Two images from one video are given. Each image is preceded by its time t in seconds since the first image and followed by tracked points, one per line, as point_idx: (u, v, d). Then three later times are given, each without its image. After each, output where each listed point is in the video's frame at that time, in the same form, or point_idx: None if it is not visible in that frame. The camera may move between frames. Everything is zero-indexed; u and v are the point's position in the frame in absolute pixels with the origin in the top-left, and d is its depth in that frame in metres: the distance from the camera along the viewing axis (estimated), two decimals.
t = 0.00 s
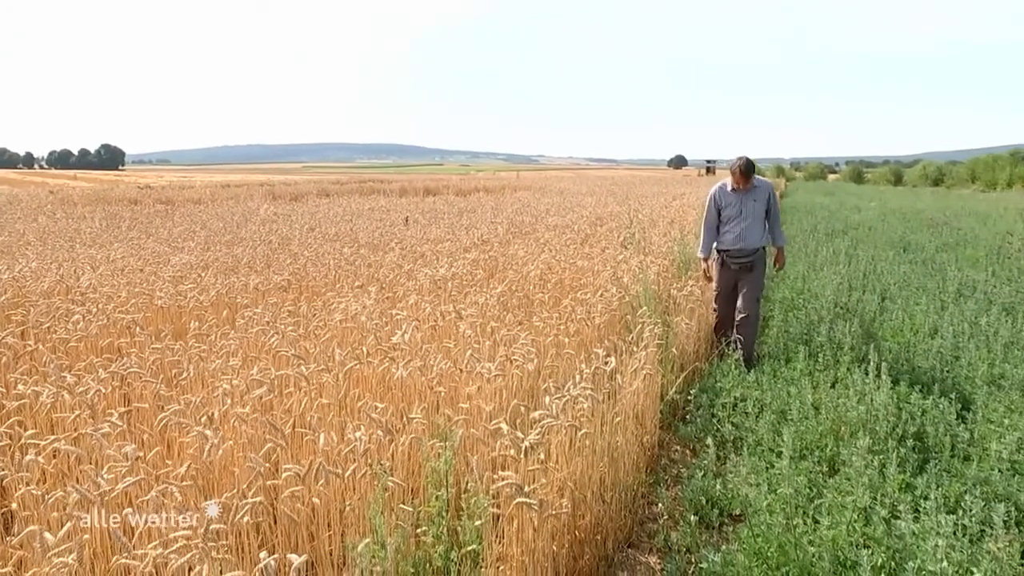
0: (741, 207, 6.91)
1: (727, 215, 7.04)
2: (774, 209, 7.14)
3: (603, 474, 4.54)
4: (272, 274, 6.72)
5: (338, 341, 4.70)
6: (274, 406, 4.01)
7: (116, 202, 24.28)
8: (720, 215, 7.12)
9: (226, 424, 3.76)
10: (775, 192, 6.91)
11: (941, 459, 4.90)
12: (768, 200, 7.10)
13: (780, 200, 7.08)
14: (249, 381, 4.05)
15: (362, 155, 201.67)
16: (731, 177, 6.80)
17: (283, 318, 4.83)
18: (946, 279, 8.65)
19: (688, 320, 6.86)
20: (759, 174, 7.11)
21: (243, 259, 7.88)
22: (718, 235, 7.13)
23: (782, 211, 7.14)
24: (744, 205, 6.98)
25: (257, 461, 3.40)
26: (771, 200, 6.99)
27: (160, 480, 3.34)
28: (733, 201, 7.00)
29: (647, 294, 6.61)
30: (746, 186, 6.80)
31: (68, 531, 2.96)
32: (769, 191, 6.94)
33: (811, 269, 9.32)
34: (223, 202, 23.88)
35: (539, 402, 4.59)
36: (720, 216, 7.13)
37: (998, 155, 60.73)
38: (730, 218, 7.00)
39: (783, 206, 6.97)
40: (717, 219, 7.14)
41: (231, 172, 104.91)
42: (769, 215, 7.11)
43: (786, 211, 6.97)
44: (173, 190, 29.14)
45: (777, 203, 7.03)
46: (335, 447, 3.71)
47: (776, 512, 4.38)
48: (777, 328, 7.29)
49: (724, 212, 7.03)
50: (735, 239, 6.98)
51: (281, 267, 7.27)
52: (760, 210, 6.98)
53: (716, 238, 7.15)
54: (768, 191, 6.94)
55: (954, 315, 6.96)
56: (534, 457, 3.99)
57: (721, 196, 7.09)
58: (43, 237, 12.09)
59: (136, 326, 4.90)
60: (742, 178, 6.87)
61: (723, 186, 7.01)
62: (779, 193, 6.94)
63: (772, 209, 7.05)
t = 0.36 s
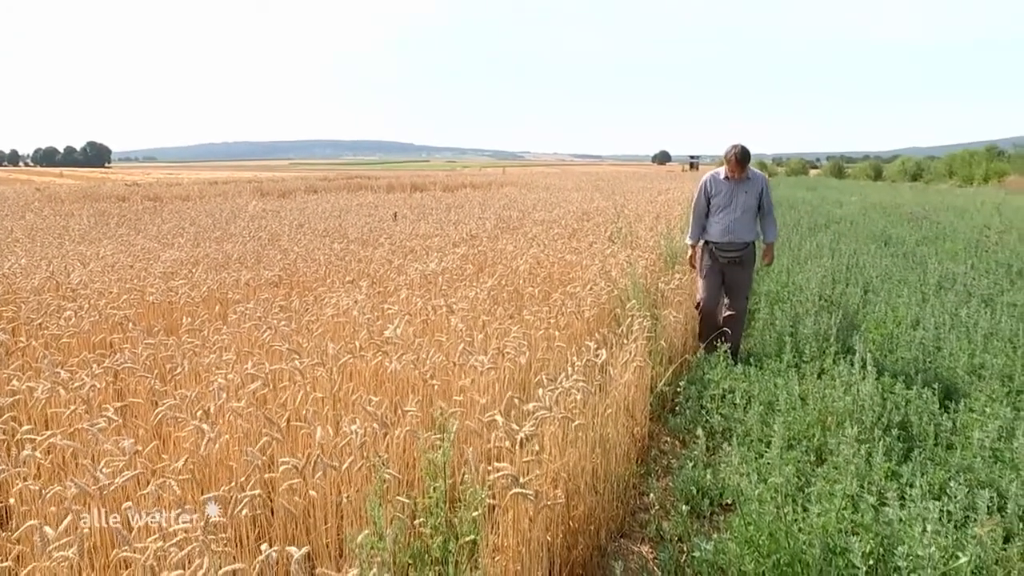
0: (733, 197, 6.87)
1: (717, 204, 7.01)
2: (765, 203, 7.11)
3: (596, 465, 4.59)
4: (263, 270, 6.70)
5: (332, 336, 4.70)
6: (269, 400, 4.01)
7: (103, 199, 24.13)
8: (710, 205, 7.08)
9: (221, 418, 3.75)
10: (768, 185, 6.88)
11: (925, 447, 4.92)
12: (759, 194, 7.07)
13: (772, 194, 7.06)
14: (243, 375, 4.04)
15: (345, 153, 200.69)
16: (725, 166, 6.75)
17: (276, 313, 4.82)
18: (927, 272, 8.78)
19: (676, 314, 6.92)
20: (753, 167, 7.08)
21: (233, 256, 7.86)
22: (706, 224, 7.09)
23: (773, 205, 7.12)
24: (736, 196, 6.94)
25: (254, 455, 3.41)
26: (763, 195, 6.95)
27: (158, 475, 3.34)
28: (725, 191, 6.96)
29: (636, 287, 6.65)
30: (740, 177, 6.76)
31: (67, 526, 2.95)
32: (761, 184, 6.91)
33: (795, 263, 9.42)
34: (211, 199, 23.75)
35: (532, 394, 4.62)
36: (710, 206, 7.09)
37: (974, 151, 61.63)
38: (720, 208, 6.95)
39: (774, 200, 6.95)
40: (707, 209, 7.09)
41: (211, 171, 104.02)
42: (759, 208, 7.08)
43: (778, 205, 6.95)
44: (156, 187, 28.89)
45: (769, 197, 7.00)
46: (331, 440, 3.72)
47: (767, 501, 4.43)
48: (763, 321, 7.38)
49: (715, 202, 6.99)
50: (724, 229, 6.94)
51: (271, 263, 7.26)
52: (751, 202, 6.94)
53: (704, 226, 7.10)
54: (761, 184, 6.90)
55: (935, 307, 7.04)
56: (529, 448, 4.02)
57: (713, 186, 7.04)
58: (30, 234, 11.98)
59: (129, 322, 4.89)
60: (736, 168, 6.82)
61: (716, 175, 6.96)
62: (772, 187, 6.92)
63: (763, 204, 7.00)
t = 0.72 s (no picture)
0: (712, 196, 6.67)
1: (696, 204, 6.80)
2: (743, 202, 6.95)
3: (584, 456, 4.65)
4: (250, 263, 6.68)
5: (322, 328, 4.70)
6: (261, 392, 4.00)
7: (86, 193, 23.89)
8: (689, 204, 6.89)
9: (213, 410, 3.73)
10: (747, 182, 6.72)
11: (906, 437, 4.90)
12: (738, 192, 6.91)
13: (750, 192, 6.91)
14: (234, 367, 4.03)
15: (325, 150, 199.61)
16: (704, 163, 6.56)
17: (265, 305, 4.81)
18: (905, 266, 8.92)
19: (661, 307, 6.99)
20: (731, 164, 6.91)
21: (220, 249, 7.83)
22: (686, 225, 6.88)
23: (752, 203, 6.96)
24: (715, 194, 6.75)
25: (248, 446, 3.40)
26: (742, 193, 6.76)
27: (151, 467, 3.32)
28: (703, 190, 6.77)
29: (621, 281, 6.70)
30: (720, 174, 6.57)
31: (61, 518, 2.92)
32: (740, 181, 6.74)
33: (776, 257, 9.52)
34: (195, 192, 23.60)
35: (521, 385, 4.65)
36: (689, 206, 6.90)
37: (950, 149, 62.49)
38: (700, 207, 6.75)
39: (754, 197, 6.79)
40: (685, 209, 6.89)
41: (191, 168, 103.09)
42: (738, 206, 6.91)
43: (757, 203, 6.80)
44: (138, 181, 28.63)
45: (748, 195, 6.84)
46: (323, 432, 3.72)
47: (753, 490, 4.49)
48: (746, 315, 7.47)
49: (694, 202, 6.79)
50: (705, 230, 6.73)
51: (259, 257, 7.23)
52: (731, 201, 6.76)
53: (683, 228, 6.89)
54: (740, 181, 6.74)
55: (913, 300, 7.13)
56: (521, 439, 4.05)
57: (691, 185, 6.84)
58: (13, 227, 11.86)
59: (118, 316, 4.87)
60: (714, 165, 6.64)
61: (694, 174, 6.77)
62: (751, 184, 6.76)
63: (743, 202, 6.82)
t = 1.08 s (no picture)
0: (681, 189, 6.47)
1: (666, 199, 6.61)
2: (717, 191, 6.74)
3: (577, 445, 4.70)
4: (242, 257, 6.69)
5: (316, 320, 4.71)
6: (257, 384, 4.02)
7: (73, 187, 23.72)
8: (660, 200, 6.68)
9: (210, 402, 3.73)
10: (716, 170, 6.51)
11: (892, 423, 4.99)
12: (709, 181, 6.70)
13: (722, 180, 6.69)
14: (230, 360, 4.04)
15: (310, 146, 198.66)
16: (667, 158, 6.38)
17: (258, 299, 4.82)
18: (888, 257, 9.05)
19: (650, 298, 7.05)
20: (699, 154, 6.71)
21: (211, 244, 7.82)
22: (659, 222, 6.69)
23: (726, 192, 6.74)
24: (684, 187, 6.55)
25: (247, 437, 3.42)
26: (713, 183, 6.55)
27: (150, 458, 3.33)
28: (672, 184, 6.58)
29: (611, 272, 6.75)
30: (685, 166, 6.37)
31: (62, 510, 2.92)
32: (708, 170, 6.53)
33: (762, 248, 9.62)
34: (183, 187, 23.47)
35: (514, 375, 4.69)
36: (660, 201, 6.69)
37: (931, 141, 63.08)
38: (671, 202, 6.56)
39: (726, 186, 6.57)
40: (657, 206, 6.71)
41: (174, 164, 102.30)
42: (712, 197, 6.70)
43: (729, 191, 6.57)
44: (123, 177, 28.43)
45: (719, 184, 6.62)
46: (320, 422, 3.75)
47: (744, 477, 4.56)
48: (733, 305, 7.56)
49: (664, 197, 6.58)
50: (677, 224, 6.53)
51: (250, 251, 7.23)
52: (702, 192, 6.55)
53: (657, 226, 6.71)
54: (708, 170, 6.53)
55: (897, 289, 7.22)
56: (516, 427, 4.10)
57: (659, 181, 6.67)
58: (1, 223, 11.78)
59: (112, 309, 4.87)
60: (679, 157, 6.45)
61: (659, 169, 6.59)
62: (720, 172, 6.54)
63: (715, 191, 6.61)
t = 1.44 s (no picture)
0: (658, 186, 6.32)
1: (646, 197, 6.46)
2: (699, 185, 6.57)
3: (569, 432, 4.74)
4: (232, 249, 6.67)
5: (308, 310, 4.71)
6: (251, 373, 4.01)
7: (54, 181, 23.50)
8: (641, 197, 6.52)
9: (203, 390, 3.72)
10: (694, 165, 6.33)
11: (876, 409, 5.07)
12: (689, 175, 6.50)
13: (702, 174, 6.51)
14: (224, 349, 4.04)
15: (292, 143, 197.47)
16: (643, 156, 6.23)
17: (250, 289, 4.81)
18: (870, 249, 9.18)
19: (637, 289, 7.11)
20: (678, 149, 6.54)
21: (201, 236, 7.80)
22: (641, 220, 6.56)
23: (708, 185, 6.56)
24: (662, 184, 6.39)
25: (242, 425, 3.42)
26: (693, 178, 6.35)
27: (145, 447, 3.31)
28: (650, 181, 6.42)
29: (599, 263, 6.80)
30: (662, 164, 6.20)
31: (58, 499, 2.90)
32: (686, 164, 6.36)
33: (745, 240, 9.71)
34: (169, 181, 23.30)
35: (506, 364, 4.72)
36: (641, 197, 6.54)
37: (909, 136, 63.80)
38: (650, 200, 6.41)
39: (706, 180, 6.39)
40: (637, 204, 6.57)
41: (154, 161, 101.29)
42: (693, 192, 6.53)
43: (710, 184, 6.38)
44: (104, 171, 28.17)
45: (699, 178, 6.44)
46: (315, 411, 3.76)
47: (732, 463, 4.63)
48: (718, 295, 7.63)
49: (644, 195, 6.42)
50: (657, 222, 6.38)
51: (240, 242, 7.23)
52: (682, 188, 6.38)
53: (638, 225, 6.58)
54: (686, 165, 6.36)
55: (880, 280, 7.32)
56: (509, 415, 4.12)
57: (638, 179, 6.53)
58: None
59: (104, 300, 4.85)
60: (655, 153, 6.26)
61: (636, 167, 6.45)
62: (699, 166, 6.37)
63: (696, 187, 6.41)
